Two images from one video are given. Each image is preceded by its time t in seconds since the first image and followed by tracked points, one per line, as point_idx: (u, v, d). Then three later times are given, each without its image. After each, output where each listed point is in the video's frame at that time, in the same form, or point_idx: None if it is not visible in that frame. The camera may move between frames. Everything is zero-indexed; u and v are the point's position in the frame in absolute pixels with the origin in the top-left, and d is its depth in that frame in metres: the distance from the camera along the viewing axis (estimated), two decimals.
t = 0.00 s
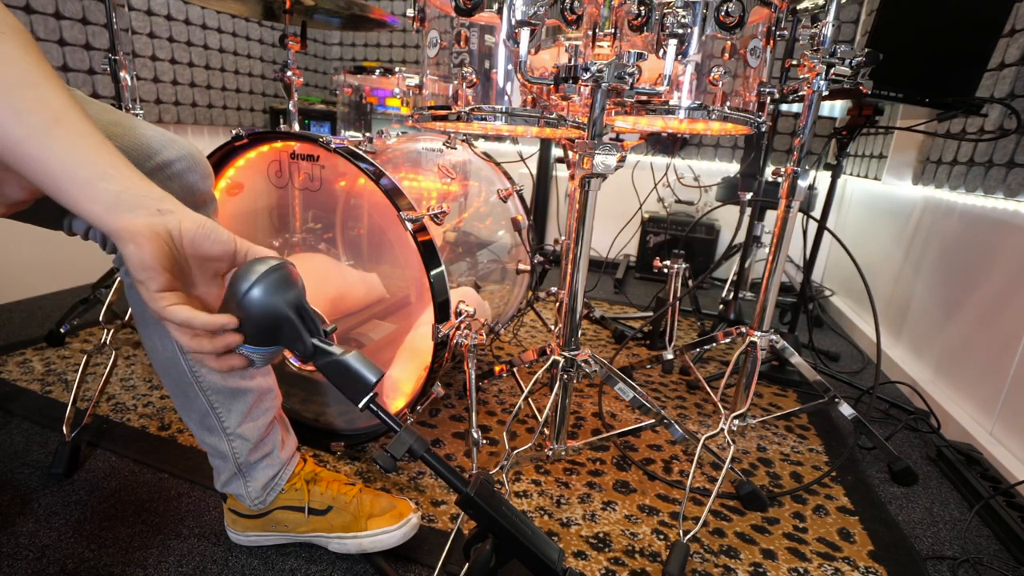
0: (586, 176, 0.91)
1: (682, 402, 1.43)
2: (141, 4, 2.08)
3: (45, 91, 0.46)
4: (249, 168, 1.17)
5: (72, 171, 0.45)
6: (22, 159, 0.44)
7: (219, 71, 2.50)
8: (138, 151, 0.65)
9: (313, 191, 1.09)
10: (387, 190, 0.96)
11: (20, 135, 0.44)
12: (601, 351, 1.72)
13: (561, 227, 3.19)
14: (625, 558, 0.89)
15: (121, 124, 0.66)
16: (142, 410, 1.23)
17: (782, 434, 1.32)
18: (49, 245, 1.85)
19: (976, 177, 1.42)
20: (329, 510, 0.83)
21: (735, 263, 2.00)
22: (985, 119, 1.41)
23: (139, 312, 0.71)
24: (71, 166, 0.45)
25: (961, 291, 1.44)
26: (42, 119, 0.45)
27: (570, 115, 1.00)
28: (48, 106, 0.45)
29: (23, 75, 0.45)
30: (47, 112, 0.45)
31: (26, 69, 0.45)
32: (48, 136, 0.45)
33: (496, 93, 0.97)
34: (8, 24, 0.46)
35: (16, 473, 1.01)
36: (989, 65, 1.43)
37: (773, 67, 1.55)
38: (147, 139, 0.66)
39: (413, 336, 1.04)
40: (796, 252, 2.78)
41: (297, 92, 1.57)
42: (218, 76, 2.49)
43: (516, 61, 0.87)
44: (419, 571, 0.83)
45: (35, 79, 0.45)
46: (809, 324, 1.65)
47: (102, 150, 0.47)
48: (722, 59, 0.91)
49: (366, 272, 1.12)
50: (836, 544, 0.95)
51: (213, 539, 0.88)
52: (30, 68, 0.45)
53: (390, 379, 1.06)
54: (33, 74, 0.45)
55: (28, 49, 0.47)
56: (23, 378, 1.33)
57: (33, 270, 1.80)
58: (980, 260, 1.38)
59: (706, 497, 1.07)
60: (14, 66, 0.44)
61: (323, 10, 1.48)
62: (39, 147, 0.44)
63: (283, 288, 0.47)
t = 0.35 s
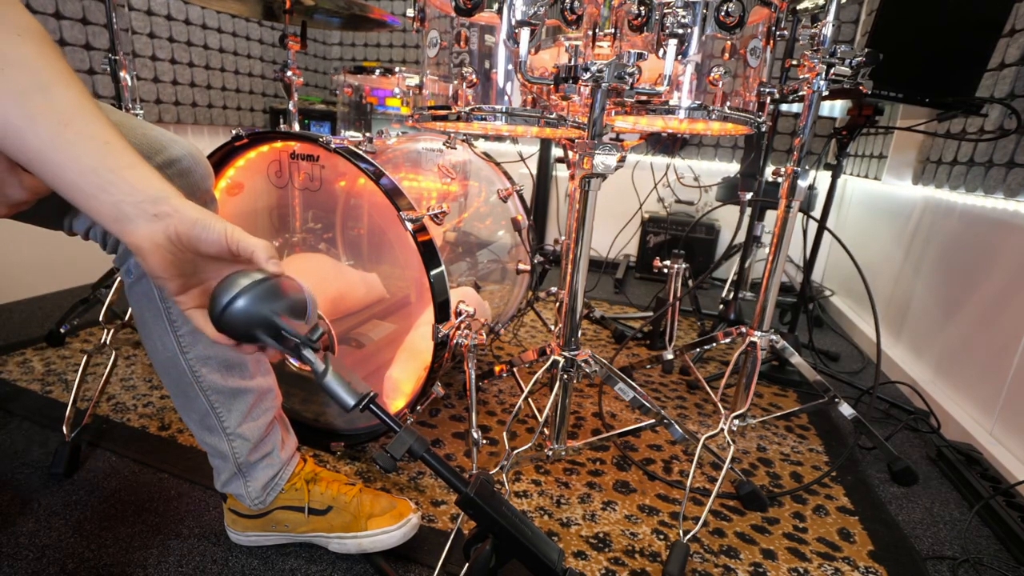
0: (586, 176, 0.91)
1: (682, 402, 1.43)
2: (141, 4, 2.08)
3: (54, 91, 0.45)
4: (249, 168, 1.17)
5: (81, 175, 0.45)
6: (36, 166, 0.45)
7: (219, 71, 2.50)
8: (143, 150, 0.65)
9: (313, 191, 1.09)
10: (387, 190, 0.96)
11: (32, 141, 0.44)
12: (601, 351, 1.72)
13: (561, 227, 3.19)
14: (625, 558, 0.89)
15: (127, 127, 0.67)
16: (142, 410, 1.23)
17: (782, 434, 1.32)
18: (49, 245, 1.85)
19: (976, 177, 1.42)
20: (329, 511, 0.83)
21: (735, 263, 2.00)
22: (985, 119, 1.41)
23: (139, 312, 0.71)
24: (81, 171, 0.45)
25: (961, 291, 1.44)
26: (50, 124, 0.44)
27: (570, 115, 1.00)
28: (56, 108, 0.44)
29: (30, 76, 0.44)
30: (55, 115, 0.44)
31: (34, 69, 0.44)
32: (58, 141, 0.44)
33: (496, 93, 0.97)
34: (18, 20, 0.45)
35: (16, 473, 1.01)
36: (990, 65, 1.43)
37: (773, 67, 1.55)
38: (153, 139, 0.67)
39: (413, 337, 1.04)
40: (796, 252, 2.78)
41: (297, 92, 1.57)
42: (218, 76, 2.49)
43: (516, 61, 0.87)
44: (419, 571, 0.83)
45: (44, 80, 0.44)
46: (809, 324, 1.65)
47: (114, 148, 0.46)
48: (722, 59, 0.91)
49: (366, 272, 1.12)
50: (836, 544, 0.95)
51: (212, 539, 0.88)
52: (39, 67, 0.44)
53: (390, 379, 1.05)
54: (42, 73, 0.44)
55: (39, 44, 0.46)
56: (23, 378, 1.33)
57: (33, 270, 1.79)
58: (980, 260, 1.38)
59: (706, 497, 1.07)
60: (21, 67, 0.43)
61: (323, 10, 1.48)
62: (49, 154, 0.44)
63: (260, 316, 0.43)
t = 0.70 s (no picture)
0: (586, 177, 0.91)
1: (681, 402, 1.43)
2: (141, 4, 2.08)
3: (54, 92, 0.44)
4: (249, 169, 1.17)
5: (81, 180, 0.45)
6: (38, 168, 0.45)
7: (219, 71, 2.50)
8: (142, 149, 0.65)
9: (313, 191, 1.09)
10: (387, 190, 0.96)
11: (32, 142, 0.44)
12: (601, 351, 1.72)
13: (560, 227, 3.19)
14: (625, 558, 0.89)
15: (127, 126, 0.66)
16: (142, 410, 1.23)
17: (782, 434, 1.32)
18: (48, 245, 1.85)
19: (976, 177, 1.42)
20: (329, 510, 0.83)
21: (735, 263, 2.00)
22: (985, 119, 1.41)
23: (139, 312, 0.71)
24: (81, 176, 0.45)
25: (961, 291, 1.44)
26: (49, 127, 0.44)
27: (570, 115, 1.00)
28: (56, 110, 0.44)
29: (30, 77, 0.43)
30: (54, 117, 0.44)
31: (34, 70, 0.43)
32: (58, 145, 0.44)
33: (496, 93, 0.97)
34: (20, 18, 0.45)
35: (16, 473, 1.01)
36: (989, 65, 1.43)
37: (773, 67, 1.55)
38: (153, 139, 0.67)
39: (413, 336, 1.04)
40: (796, 252, 2.78)
41: (297, 92, 1.57)
42: (218, 76, 2.49)
43: (516, 61, 0.87)
44: (419, 571, 0.83)
45: (43, 80, 0.44)
46: (809, 324, 1.65)
47: (114, 153, 0.46)
48: (722, 59, 0.91)
49: (366, 272, 1.12)
50: (836, 544, 0.95)
51: (212, 539, 0.88)
52: (38, 67, 0.44)
53: (390, 379, 1.05)
54: (42, 73, 0.44)
55: (40, 43, 0.45)
56: (23, 378, 1.33)
57: (33, 271, 1.80)
58: (980, 260, 1.38)
59: (706, 497, 1.07)
60: (20, 69, 0.43)
61: (323, 10, 1.48)
62: (49, 158, 0.44)
63: (245, 337, 0.44)
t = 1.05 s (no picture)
0: (586, 176, 0.91)
1: (682, 402, 1.43)
2: (141, 4, 2.08)
3: (53, 95, 0.43)
4: (249, 169, 1.17)
5: (80, 186, 0.44)
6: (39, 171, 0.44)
7: (219, 71, 2.50)
8: (142, 148, 0.65)
9: (313, 191, 1.09)
10: (387, 190, 0.96)
11: (30, 146, 0.42)
12: (601, 351, 1.72)
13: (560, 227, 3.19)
14: (625, 558, 0.89)
15: (126, 126, 0.66)
16: (142, 410, 1.23)
17: (782, 434, 1.32)
18: (48, 245, 1.85)
19: (976, 177, 1.42)
20: (329, 510, 0.83)
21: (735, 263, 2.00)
22: (985, 119, 1.41)
23: (139, 312, 0.70)
24: (80, 182, 0.44)
25: (961, 291, 1.44)
26: (49, 131, 0.42)
27: (570, 115, 1.00)
28: (55, 114, 0.42)
29: (29, 81, 0.42)
30: (54, 121, 0.42)
31: (33, 73, 0.42)
32: (56, 150, 0.43)
33: (496, 93, 0.97)
34: (21, 17, 0.43)
35: (16, 473, 1.01)
36: (990, 65, 1.43)
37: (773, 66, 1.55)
38: (153, 139, 0.67)
39: (413, 337, 1.04)
40: (796, 252, 2.78)
41: (297, 92, 1.57)
42: (218, 76, 2.49)
43: (516, 61, 0.87)
44: (419, 571, 0.83)
45: (42, 83, 0.42)
46: (809, 324, 1.64)
47: (117, 160, 0.45)
48: (722, 59, 0.91)
49: (366, 272, 1.12)
50: (836, 544, 0.95)
51: (212, 539, 0.88)
52: (39, 69, 0.42)
53: (390, 379, 1.05)
54: (43, 75, 0.42)
55: (41, 43, 0.43)
56: (23, 378, 1.33)
57: (33, 271, 1.80)
58: (981, 260, 1.38)
59: (706, 497, 1.07)
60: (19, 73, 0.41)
61: (323, 10, 1.48)
62: (48, 163, 0.43)
63: (240, 348, 0.46)
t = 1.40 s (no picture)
0: (586, 176, 0.91)
1: (682, 402, 1.43)
2: (141, 4, 2.08)
3: (51, 100, 0.41)
4: (249, 169, 1.17)
5: (80, 194, 0.42)
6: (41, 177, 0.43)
7: (219, 71, 2.50)
8: (142, 149, 0.65)
9: (313, 191, 1.09)
10: (387, 190, 0.96)
11: (29, 151, 0.41)
12: (600, 351, 1.72)
13: (560, 227, 3.19)
14: (625, 558, 0.89)
15: (126, 126, 0.67)
16: (142, 410, 1.23)
17: (782, 434, 1.32)
18: (48, 245, 1.85)
19: (976, 177, 1.42)
20: (329, 510, 0.83)
21: (735, 263, 2.00)
22: (985, 119, 1.41)
23: (139, 312, 0.70)
24: (77, 189, 0.42)
25: (961, 291, 1.44)
26: (49, 137, 0.41)
27: (570, 115, 1.00)
28: (57, 118, 0.41)
29: (30, 86, 0.41)
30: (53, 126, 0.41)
31: (33, 77, 0.41)
32: (53, 156, 0.41)
33: (496, 93, 0.97)
34: (27, 20, 0.42)
35: (16, 473, 1.01)
36: (990, 65, 1.43)
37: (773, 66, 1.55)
38: (153, 139, 0.67)
39: (413, 337, 1.04)
40: (796, 252, 2.78)
41: (296, 92, 1.57)
42: (218, 76, 2.49)
43: (516, 61, 0.87)
44: (419, 571, 0.83)
45: (43, 88, 0.41)
46: (809, 324, 1.64)
47: (115, 167, 0.43)
48: (722, 59, 0.91)
49: (367, 272, 1.12)
50: (836, 544, 0.95)
51: (212, 539, 0.88)
52: (42, 73, 0.41)
53: (390, 379, 1.05)
54: (45, 79, 0.41)
55: (46, 47, 0.42)
56: (23, 378, 1.33)
57: (33, 271, 1.80)
58: (981, 260, 1.38)
59: (706, 497, 1.07)
60: (19, 79, 0.40)
61: (323, 10, 1.48)
62: (49, 170, 0.42)
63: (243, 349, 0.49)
